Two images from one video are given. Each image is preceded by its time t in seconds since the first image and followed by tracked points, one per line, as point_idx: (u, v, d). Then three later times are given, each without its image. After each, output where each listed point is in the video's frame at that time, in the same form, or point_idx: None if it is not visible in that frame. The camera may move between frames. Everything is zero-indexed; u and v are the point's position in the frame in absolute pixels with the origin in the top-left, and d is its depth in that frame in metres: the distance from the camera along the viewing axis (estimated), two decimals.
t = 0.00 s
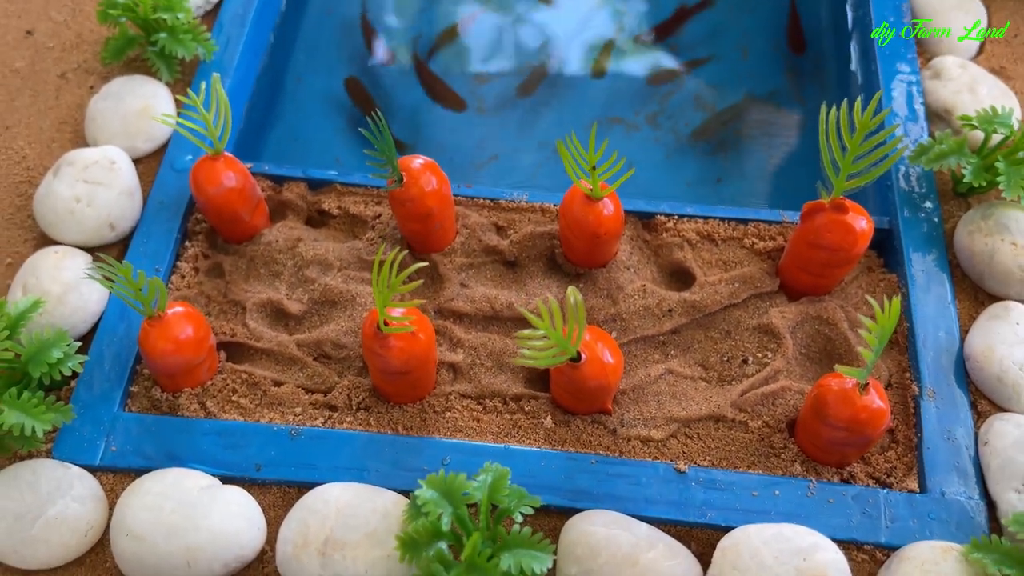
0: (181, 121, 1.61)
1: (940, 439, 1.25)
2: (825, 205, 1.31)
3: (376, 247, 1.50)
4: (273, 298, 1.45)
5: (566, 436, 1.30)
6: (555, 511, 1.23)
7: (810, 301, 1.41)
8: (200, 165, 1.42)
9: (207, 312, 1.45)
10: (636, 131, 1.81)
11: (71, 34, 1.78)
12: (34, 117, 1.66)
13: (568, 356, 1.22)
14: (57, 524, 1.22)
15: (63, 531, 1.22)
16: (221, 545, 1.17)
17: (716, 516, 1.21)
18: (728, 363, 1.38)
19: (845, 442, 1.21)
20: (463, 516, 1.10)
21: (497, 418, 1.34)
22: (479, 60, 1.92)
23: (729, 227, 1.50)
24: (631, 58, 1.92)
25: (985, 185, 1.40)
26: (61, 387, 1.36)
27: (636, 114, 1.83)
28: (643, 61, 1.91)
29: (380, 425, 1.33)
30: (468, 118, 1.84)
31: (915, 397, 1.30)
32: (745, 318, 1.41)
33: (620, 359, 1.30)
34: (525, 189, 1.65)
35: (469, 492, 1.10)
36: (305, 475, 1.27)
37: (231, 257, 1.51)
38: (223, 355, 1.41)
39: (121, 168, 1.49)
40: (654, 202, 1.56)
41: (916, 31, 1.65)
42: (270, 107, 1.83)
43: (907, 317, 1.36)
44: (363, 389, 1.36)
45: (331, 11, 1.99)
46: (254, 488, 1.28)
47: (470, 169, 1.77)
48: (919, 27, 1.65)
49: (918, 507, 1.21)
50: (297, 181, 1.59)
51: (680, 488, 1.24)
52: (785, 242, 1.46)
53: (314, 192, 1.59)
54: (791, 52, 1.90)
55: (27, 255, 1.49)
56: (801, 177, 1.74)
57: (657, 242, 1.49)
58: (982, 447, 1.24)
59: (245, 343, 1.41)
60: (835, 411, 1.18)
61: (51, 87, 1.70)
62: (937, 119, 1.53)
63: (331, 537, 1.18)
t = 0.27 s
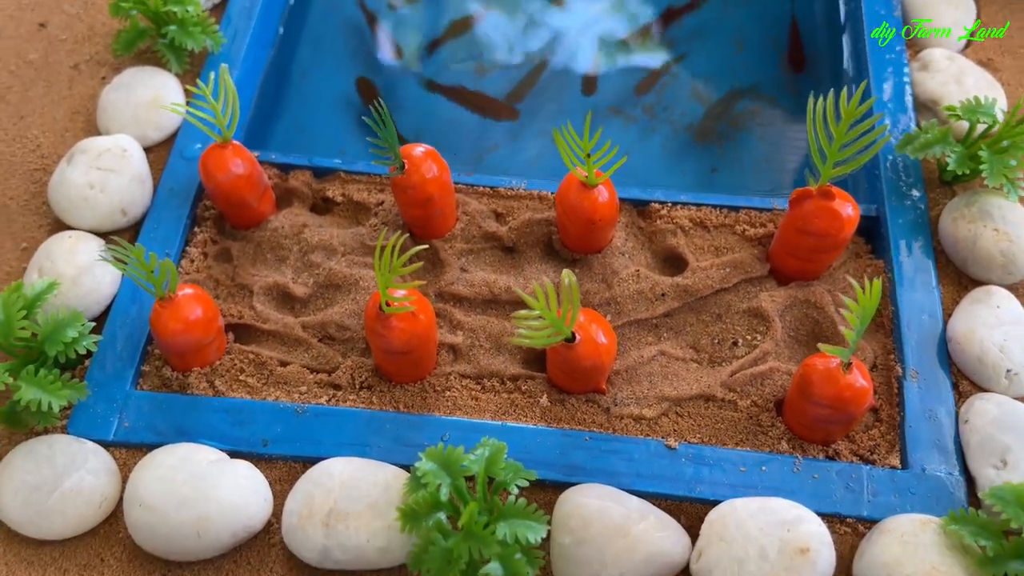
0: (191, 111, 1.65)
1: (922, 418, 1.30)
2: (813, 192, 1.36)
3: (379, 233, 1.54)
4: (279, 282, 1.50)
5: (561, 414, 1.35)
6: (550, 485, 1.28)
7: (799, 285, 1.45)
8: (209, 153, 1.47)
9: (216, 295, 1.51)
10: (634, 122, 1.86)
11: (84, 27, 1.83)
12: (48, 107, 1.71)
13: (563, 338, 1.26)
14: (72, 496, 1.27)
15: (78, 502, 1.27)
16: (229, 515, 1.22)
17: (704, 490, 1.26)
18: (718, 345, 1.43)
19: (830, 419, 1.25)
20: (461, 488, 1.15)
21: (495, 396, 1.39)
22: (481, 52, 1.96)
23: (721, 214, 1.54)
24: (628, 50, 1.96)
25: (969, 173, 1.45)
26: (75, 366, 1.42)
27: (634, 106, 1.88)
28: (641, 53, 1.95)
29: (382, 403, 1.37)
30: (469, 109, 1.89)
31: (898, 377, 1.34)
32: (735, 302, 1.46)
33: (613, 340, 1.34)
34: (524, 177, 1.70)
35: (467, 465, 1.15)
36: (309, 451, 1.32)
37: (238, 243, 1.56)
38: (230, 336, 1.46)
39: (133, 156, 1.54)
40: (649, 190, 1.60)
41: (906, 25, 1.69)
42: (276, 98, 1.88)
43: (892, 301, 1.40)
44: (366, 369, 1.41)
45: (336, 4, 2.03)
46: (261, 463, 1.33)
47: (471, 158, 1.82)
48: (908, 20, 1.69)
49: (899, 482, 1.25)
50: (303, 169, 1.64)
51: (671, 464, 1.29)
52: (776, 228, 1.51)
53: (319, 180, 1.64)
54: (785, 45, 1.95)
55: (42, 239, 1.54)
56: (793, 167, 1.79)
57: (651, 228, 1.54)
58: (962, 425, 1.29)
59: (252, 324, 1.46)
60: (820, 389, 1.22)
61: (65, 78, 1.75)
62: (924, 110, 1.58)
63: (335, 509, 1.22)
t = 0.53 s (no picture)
0: (191, 95, 1.70)
1: (896, 390, 1.34)
2: (792, 172, 1.40)
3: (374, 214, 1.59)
4: (276, 260, 1.55)
5: (548, 386, 1.40)
6: (536, 454, 1.33)
7: (780, 264, 1.50)
8: (208, 135, 1.52)
9: (215, 273, 1.55)
10: (624, 108, 1.91)
11: (88, 15, 1.87)
12: (53, 92, 1.76)
13: (548, 311, 1.31)
14: (76, 462, 1.32)
15: (81, 469, 1.32)
16: (226, 481, 1.27)
17: (685, 459, 1.31)
18: (701, 321, 1.47)
19: (806, 390, 1.30)
20: (448, 453, 1.20)
21: (484, 369, 1.43)
22: (475, 41, 2.01)
23: (706, 195, 1.59)
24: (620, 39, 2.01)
25: (946, 155, 1.49)
26: (79, 340, 1.47)
27: (625, 92, 1.93)
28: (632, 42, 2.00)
29: (375, 376, 1.42)
30: (464, 95, 1.94)
31: (874, 351, 1.39)
32: (718, 280, 1.50)
33: (598, 315, 1.39)
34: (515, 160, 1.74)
35: (454, 431, 1.20)
36: (304, 420, 1.37)
37: (237, 223, 1.61)
38: (229, 312, 1.51)
39: (135, 138, 1.59)
40: (636, 172, 1.65)
41: (888, 12, 1.73)
42: (275, 84, 1.92)
43: (870, 278, 1.44)
44: (360, 343, 1.45)
45: None
46: (258, 433, 1.38)
47: (465, 142, 1.86)
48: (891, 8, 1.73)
49: (873, 451, 1.30)
50: (300, 152, 1.69)
51: (653, 433, 1.33)
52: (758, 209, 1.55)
53: (316, 162, 1.69)
54: (772, 34, 1.99)
55: (47, 219, 1.59)
56: (779, 151, 1.83)
57: (638, 209, 1.58)
58: (935, 397, 1.33)
59: (250, 301, 1.51)
60: (796, 360, 1.27)
61: (69, 64, 1.80)
62: (905, 94, 1.62)
63: (328, 475, 1.27)
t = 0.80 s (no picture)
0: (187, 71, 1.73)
1: (876, 355, 1.37)
2: (775, 142, 1.43)
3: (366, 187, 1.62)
4: (269, 231, 1.58)
5: (534, 353, 1.43)
6: (522, 417, 1.36)
7: (764, 235, 1.52)
8: (203, 108, 1.55)
9: (209, 244, 1.58)
10: (615, 86, 1.94)
11: None
12: (52, 68, 1.79)
13: (534, 277, 1.33)
14: (72, 424, 1.35)
15: (77, 430, 1.35)
16: (218, 441, 1.30)
17: (667, 422, 1.33)
18: (686, 290, 1.50)
19: (787, 354, 1.32)
20: (434, 412, 1.23)
21: (472, 337, 1.46)
22: (468, 23, 2.05)
23: (692, 169, 1.61)
24: (612, 20, 2.04)
25: (928, 127, 1.52)
26: (76, 307, 1.50)
27: (615, 71, 1.96)
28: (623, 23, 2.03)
29: (365, 342, 1.45)
30: (457, 74, 1.97)
31: (855, 319, 1.41)
32: (703, 250, 1.53)
33: (584, 282, 1.41)
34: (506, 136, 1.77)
35: (440, 391, 1.23)
36: (295, 384, 1.40)
37: (232, 195, 1.64)
38: (223, 282, 1.53)
39: (131, 112, 1.62)
40: (624, 147, 1.67)
41: None
42: (271, 61, 1.95)
43: (852, 248, 1.47)
44: (350, 311, 1.48)
45: None
46: (250, 397, 1.41)
47: (457, 119, 1.89)
48: None
49: (852, 414, 1.32)
50: (293, 127, 1.71)
51: (636, 397, 1.36)
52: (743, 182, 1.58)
53: (309, 137, 1.71)
54: (761, 15, 2.02)
55: (45, 191, 1.62)
56: (767, 128, 1.86)
57: (625, 182, 1.61)
58: (914, 362, 1.35)
59: (244, 271, 1.54)
60: (776, 324, 1.29)
61: (68, 42, 1.83)
62: (889, 70, 1.65)
63: (317, 436, 1.30)
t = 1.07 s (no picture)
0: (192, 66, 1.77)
1: (864, 344, 1.40)
2: (766, 135, 1.46)
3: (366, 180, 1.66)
4: (272, 223, 1.61)
5: (530, 341, 1.46)
6: (518, 403, 1.39)
7: (756, 226, 1.56)
8: (208, 102, 1.58)
9: (214, 235, 1.62)
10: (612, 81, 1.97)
11: None
12: (59, 63, 1.83)
13: (530, 267, 1.37)
14: (80, 409, 1.39)
15: (85, 415, 1.39)
16: (222, 425, 1.34)
17: (660, 408, 1.37)
18: (679, 281, 1.53)
19: (777, 342, 1.35)
20: (432, 396, 1.26)
21: (470, 325, 1.49)
22: (468, 19, 2.09)
23: (686, 162, 1.64)
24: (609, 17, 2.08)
25: (916, 121, 1.55)
26: (84, 296, 1.53)
27: (612, 67, 2.00)
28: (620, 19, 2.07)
29: (366, 331, 1.49)
30: (456, 69, 2.00)
31: (844, 308, 1.45)
32: (696, 242, 1.56)
33: (579, 272, 1.45)
34: (503, 130, 1.80)
35: (437, 376, 1.26)
36: (296, 371, 1.43)
37: (235, 188, 1.68)
38: (227, 272, 1.57)
39: (137, 106, 1.66)
40: (619, 141, 1.71)
41: None
42: (274, 57, 1.99)
43: (841, 239, 1.50)
44: (351, 300, 1.52)
45: None
46: (254, 384, 1.45)
47: (456, 114, 1.92)
48: None
49: (840, 400, 1.35)
50: (296, 121, 1.75)
51: (630, 384, 1.39)
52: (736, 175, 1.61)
53: (311, 131, 1.75)
54: (757, 11, 2.05)
55: (53, 183, 1.65)
56: (761, 123, 1.89)
57: (620, 175, 1.64)
58: (900, 350, 1.38)
59: (247, 261, 1.58)
60: (766, 312, 1.33)
61: (75, 38, 1.86)
62: (879, 66, 1.68)
63: (319, 421, 1.34)
